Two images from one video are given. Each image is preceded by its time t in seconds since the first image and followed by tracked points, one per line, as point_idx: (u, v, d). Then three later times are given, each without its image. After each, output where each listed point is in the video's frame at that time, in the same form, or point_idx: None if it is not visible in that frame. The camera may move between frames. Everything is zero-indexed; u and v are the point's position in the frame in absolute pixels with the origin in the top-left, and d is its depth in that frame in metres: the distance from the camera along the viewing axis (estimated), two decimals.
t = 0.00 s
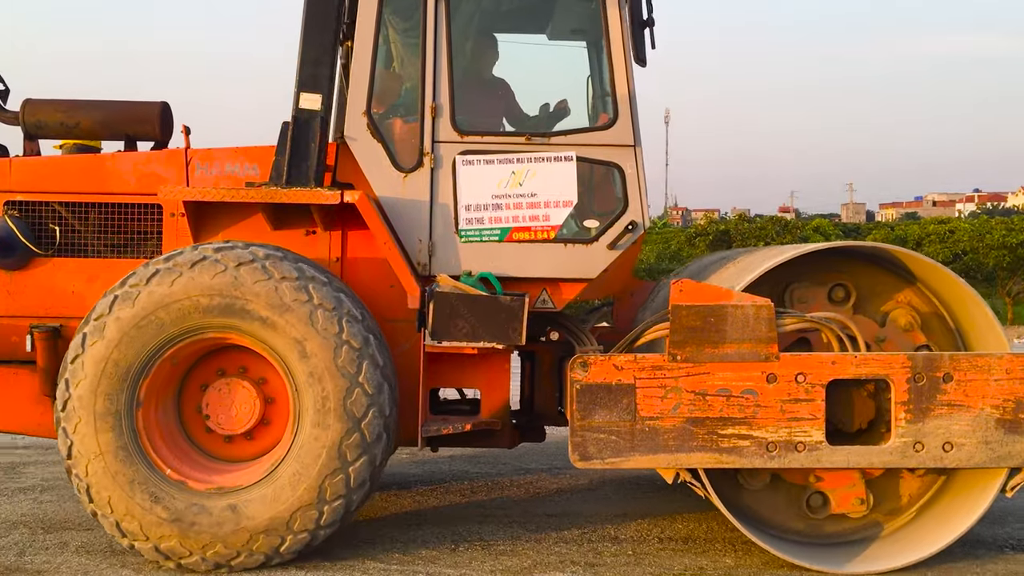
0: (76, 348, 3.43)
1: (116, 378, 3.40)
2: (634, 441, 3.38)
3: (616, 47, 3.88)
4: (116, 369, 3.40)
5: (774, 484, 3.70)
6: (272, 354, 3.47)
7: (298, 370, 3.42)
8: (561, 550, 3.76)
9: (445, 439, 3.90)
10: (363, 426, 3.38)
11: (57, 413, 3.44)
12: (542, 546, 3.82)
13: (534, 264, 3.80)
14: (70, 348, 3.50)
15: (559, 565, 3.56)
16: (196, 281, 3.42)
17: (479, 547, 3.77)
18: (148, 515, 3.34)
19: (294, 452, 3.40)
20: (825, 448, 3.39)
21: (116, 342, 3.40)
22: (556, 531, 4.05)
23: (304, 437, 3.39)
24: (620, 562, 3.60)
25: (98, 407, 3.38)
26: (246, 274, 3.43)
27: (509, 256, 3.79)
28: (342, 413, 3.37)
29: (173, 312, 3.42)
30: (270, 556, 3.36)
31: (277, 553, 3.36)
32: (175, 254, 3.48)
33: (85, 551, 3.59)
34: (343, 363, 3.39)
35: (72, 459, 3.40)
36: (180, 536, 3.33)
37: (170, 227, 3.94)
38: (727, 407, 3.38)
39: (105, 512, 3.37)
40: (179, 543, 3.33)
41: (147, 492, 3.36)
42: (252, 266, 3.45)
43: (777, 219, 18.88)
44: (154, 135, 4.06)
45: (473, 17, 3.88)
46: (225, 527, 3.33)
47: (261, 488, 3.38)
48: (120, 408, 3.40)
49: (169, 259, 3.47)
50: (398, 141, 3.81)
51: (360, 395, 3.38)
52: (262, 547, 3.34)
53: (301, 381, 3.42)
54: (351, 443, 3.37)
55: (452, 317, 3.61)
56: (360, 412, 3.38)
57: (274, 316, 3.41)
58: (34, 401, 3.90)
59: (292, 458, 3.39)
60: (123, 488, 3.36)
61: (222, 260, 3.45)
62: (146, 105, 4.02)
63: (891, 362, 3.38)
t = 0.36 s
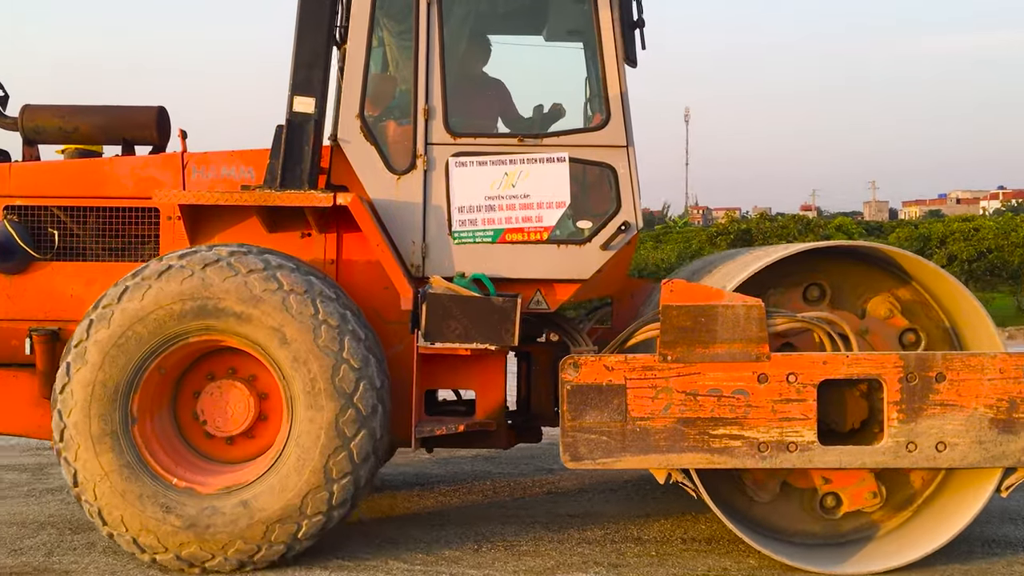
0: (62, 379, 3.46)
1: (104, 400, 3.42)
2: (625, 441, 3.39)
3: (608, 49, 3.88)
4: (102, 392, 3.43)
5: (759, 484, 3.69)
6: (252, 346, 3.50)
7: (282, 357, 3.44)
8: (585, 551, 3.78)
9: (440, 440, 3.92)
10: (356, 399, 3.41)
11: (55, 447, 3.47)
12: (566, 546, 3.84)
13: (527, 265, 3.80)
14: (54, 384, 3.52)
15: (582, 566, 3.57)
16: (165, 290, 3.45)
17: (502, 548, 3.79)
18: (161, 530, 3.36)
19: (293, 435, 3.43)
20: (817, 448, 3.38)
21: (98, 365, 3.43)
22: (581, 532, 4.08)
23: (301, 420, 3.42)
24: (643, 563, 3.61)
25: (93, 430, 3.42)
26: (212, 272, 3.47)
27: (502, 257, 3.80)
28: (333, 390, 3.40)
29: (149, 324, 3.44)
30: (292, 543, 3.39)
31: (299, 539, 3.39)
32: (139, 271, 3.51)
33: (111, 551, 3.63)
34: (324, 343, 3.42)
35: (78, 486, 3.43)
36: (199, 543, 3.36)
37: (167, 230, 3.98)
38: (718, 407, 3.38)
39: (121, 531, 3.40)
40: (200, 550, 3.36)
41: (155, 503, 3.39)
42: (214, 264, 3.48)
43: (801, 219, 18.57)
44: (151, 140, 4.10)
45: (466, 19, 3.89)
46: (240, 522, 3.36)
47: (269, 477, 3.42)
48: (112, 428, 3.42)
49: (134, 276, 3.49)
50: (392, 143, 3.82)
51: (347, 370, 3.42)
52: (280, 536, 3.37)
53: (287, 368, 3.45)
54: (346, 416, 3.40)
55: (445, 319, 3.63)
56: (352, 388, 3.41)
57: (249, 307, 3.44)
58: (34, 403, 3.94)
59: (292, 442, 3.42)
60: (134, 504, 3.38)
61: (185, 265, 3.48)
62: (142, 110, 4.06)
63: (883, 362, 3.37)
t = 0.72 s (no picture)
0: (56, 410, 3.49)
1: (98, 423, 3.45)
2: (618, 444, 3.38)
3: (602, 51, 3.87)
4: (94, 416, 3.45)
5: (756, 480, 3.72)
6: (233, 344, 3.52)
7: (267, 349, 3.47)
8: (607, 554, 3.78)
9: (437, 442, 3.93)
10: (346, 376, 3.44)
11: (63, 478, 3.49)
12: (588, 549, 3.83)
13: (522, 267, 3.81)
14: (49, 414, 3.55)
15: (605, 568, 3.57)
16: (140, 303, 3.48)
17: (523, 550, 3.81)
18: (178, 540, 3.38)
19: (289, 421, 3.45)
20: (811, 450, 3.36)
21: (87, 388, 3.46)
22: (602, 534, 4.08)
23: (295, 406, 3.44)
24: (667, 566, 3.60)
25: (94, 453, 3.44)
26: (181, 278, 3.49)
27: (497, 260, 3.81)
28: (321, 372, 3.43)
29: (130, 339, 3.47)
30: (309, 529, 3.41)
31: (315, 524, 3.42)
32: (112, 293, 3.53)
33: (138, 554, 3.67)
34: (304, 328, 3.45)
35: (90, 512, 3.45)
36: (217, 545, 3.38)
37: (164, 235, 3.99)
38: (711, 409, 3.37)
39: (139, 546, 3.41)
40: (221, 551, 3.38)
41: (166, 512, 3.40)
42: (182, 269, 3.51)
43: (821, 219, 18.51)
44: (150, 146, 4.14)
45: (461, 23, 3.90)
46: (255, 517, 3.38)
47: (274, 468, 3.44)
48: (108, 450, 3.44)
49: (107, 298, 3.51)
50: (387, 147, 3.84)
51: (331, 350, 3.44)
52: (295, 524, 3.39)
53: (272, 358, 3.47)
54: (338, 394, 3.42)
55: (438, 321, 3.63)
56: (340, 367, 3.44)
57: (225, 305, 3.46)
58: (34, 408, 3.97)
59: (290, 429, 3.45)
60: (148, 517, 3.40)
61: (154, 278, 3.51)
62: (141, 116, 4.09)
63: (877, 363, 3.35)
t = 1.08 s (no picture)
0: (54, 438, 3.52)
1: (96, 442, 3.48)
2: (610, 443, 3.38)
3: (596, 50, 3.86)
4: (88, 436, 3.48)
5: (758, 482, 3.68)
6: (211, 340, 3.54)
7: (246, 338, 3.49)
8: (631, 553, 3.78)
9: (433, 441, 3.94)
10: (329, 350, 3.46)
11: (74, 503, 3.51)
12: (612, 549, 3.83)
13: (515, 267, 3.81)
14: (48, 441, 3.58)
15: (628, 568, 3.58)
16: (114, 317, 3.50)
17: (546, 550, 3.80)
18: (195, 542, 3.40)
19: (281, 402, 3.48)
20: (804, 449, 3.35)
21: (78, 409, 3.49)
22: (625, 534, 4.07)
23: (284, 388, 3.47)
24: (690, 565, 3.60)
25: (97, 470, 3.47)
26: (151, 284, 3.52)
27: (491, 259, 3.82)
28: (303, 350, 3.45)
29: (111, 354, 3.49)
30: (322, 505, 3.44)
31: (327, 501, 3.44)
32: (87, 316, 3.55)
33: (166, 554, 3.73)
34: (279, 310, 3.47)
35: (105, 529, 3.46)
36: (235, 538, 3.40)
37: (162, 235, 4.02)
38: (703, 408, 3.36)
39: (160, 553, 3.43)
40: (243, 544, 3.40)
41: (178, 514, 3.42)
42: (150, 276, 3.54)
43: (848, 216, 18.10)
44: (148, 146, 4.16)
45: (456, 22, 3.90)
46: (266, 502, 3.41)
47: (276, 453, 3.46)
48: (107, 467, 3.47)
49: (82, 320, 3.54)
50: (381, 147, 3.85)
51: (308, 326, 3.47)
52: (306, 503, 3.41)
53: (253, 346, 3.49)
54: (325, 367, 3.45)
55: (432, 321, 3.64)
56: (322, 342, 3.47)
57: (199, 301, 3.49)
58: (33, 407, 4.00)
59: (284, 411, 3.47)
60: (162, 524, 3.41)
61: (125, 291, 3.53)
62: (139, 117, 4.13)
63: (871, 362, 3.33)
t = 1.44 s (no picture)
0: (59, 463, 3.55)
1: (98, 459, 3.51)
2: (602, 444, 3.37)
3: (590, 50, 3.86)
4: (89, 457, 3.51)
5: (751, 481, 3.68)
6: (193, 339, 3.56)
7: (227, 331, 3.52)
8: (653, 554, 3.78)
9: (429, 441, 3.95)
10: (310, 328, 3.49)
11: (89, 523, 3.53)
12: (635, 550, 3.84)
13: (510, 267, 3.82)
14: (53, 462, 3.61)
15: (651, 569, 3.58)
16: (95, 334, 3.53)
17: (569, 551, 3.80)
18: (212, 540, 3.42)
19: (271, 385, 3.51)
20: (797, 451, 3.34)
21: (76, 429, 3.52)
22: (648, 535, 4.07)
23: (273, 373, 3.50)
24: (714, 567, 3.60)
25: (104, 484, 3.49)
26: (127, 296, 3.55)
27: (485, 260, 3.83)
28: (283, 332, 3.48)
29: (99, 370, 3.52)
30: (331, 481, 3.45)
31: (334, 475, 3.46)
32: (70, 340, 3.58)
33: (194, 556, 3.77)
34: (253, 297, 3.51)
35: (123, 542, 3.48)
36: (251, 528, 3.42)
37: (161, 235, 4.06)
38: (696, 409, 3.35)
39: (182, 556, 3.45)
40: (262, 532, 3.43)
41: (192, 515, 3.44)
42: (125, 287, 3.56)
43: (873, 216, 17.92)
44: (148, 148, 4.20)
45: (452, 23, 3.91)
46: (275, 486, 3.43)
47: (277, 437, 3.49)
48: (111, 484, 3.49)
49: (66, 345, 3.57)
50: (377, 148, 3.86)
51: (282, 308, 3.50)
52: (313, 482, 3.43)
53: (234, 337, 3.52)
54: (308, 342, 3.48)
55: (426, 321, 3.66)
56: (300, 321, 3.50)
57: (176, 302, 3.52)
58: (34, 406, 4.04)
59: (277, 394, 3.50)
60: (179, 529, 3.43)
61: (102, 309, 3.56)
62: (139, 119, 4.16)
63: (864, 363, 3.32)
